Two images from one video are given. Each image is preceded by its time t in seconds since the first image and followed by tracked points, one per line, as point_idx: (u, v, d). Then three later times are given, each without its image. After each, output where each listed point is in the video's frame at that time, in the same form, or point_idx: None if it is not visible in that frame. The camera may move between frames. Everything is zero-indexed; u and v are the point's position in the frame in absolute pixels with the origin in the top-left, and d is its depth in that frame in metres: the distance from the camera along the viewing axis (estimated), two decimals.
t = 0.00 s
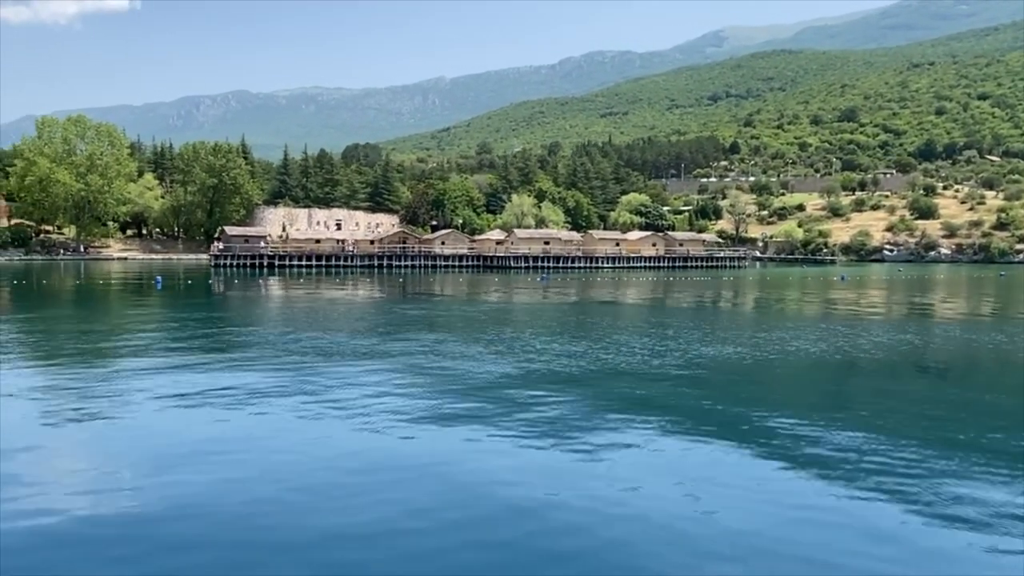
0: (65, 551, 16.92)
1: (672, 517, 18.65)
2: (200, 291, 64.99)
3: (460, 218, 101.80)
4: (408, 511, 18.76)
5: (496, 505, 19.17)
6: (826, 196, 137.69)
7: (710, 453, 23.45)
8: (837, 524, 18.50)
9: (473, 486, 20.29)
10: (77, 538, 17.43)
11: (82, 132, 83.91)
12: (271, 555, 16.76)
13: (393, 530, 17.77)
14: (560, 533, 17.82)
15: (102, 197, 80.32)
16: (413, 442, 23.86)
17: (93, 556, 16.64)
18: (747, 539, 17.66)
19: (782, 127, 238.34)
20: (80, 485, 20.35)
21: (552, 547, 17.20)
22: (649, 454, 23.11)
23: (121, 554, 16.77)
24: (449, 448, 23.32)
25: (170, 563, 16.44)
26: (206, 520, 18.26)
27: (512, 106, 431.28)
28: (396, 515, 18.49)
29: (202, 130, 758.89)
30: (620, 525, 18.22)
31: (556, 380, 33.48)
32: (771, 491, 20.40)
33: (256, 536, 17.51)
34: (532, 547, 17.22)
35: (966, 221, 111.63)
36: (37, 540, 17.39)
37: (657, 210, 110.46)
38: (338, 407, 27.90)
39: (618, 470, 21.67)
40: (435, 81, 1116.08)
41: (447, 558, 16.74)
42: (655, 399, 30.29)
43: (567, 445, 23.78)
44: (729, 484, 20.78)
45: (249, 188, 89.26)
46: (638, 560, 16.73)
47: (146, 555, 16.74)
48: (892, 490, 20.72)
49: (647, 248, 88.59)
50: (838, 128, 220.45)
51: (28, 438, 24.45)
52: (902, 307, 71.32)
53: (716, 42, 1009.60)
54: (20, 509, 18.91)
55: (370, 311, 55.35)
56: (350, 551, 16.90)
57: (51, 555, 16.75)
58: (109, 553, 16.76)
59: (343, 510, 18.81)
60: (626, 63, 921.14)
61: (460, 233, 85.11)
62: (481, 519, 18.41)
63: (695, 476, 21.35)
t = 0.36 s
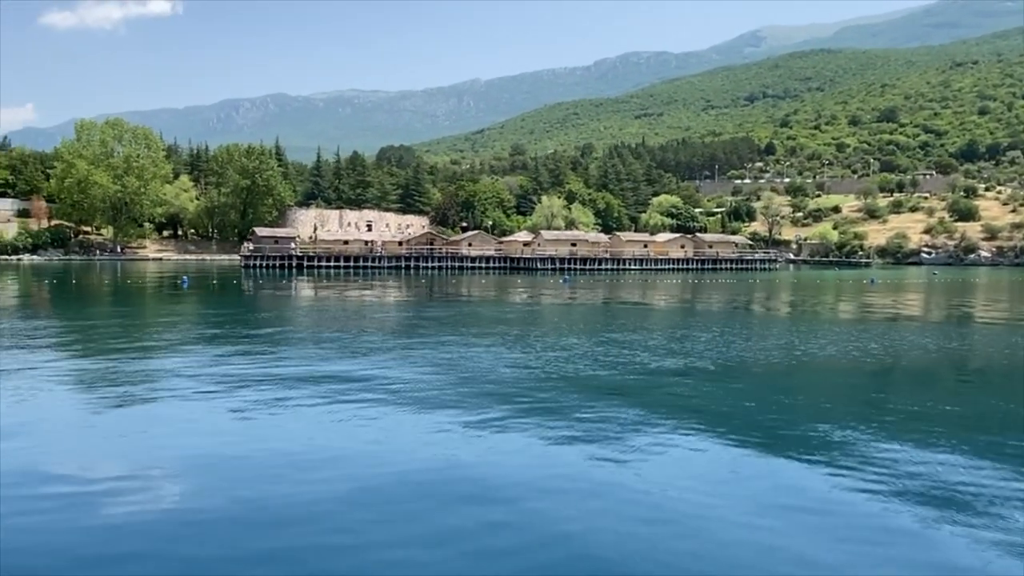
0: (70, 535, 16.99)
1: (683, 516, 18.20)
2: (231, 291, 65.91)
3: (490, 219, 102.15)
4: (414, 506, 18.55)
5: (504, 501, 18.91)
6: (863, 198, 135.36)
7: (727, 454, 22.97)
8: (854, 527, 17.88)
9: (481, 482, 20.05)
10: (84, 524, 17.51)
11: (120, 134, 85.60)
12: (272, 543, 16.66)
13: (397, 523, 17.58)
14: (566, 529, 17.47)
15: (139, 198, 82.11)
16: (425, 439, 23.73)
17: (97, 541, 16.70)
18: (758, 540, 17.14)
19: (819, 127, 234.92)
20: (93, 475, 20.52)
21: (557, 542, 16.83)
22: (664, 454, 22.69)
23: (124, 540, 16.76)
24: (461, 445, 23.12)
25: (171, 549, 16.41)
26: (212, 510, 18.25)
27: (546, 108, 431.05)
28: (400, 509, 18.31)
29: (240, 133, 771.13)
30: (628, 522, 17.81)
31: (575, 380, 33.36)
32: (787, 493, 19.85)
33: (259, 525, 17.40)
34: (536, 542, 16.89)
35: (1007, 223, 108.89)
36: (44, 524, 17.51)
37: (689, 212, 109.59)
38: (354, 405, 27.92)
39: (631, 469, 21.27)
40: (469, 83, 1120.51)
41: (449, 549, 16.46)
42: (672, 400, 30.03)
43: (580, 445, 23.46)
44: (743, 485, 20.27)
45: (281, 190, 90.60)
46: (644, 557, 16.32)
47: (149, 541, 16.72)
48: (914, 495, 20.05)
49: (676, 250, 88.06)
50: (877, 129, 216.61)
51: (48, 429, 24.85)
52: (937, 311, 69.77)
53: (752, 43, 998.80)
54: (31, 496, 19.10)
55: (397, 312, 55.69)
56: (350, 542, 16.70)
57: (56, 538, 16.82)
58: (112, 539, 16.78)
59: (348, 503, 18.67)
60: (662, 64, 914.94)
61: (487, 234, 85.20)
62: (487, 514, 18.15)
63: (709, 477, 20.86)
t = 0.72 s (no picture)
0: (85, 520, 17.22)
1: (692, 514, 17.96)
2: (273, 289, 67.20)
3: (530, 220, 102.33)
4: (423, 502, 18.39)
5: (514, 500, 18.64)
6: (916, 199, 131.89)
7: (749, 459, 22.40)
8: (877, 536, 17.20)
9: (494, 480, 19.86)
10: (97, 509, 17.75)
11: (169, 135, 87.20)
12: (278, 532, 16.67)
13: (402, 518, 17.41)
14: (574, 528, 17.11)
15: (187, 198, 84.26)
16: (443, 438, 23.62)
17: (108, 525, 16.93)
18: (767, 538, 16.82)
19: (871, 127, 229.58)
20: (115, 464, 20.87)
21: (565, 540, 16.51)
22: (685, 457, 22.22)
23: (134, 525, 16.93)
24: (478, 445, 22.96)
25: (180, 533, 16.54)
26: (225, 500, 18.33)
27: (592, 108, 429.29)
28: (410, 505, 18.17)
29: (290, 134, 784.51)
30: (638, 524, 17.36)
31: (603, 381, 33.24)
32: (808, 500, 19.21)
33: (268, 516, 17.45)
34: (542, 539, 16.57)
35: None
36: (61, 511, 17.76)
37: (733, 212, 108.19)
38: (377, 402, 28.06)
39: (649, 471, 20.86)
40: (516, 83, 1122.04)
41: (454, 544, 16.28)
42: (698, 402, 29.75)
43: (600, 446, 23.13)
44: (764, 490, 19.69)
45: (325, 190, 92.08)
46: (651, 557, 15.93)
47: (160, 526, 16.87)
48: (939, 501, 19.35)
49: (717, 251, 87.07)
50: (932, 128, 210.73)
51: (79, 419, 25.44)
52: (989, 315, 67.61)
53: (804, 41, 980.63)
54: (51, 482, 19.47)
55: (434, 311, 56.14)
56: (356, 534, 16.65)
57: (69, 522, 17.09)
58: (122, 525, 16.95)
59: (356, 497, 18.60)
60: (710, 63, 903.81)
61: (525, 234, 85.35)
62: (493, 508, 17.99)
63: (729, 481, 20.31)
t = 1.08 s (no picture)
0: (100, 480, 17.72)
1: (699, 498, 17.65)
2: (324, 285, 68.58)
3: (581, 219, 102.11)
4: (443, 482, 18.16)
5: (536, 483, 18.30)
6: (984, 199, 127.12)
7: (786, 451, 21.63)
8: (892, 528, 16.55)
9: (517, 464, 19.54)
10: (115, 471, 18.31)
11: (228, 134, 89.40)
12: (281, 499, 16.87)
13: (421, 497, 17.23)
14: (595, 512, 16.65)
15: (244, 196, 86.58)
16: (472, 422, 23.44)
17: (132, 490, 17.16)
18: (773, 525, 16.42)
19: (939, 125, 222.11)
20: (147, 435, 21.24)
21: (584, 523, 16.10)
22: (718, 448, 21.57)
23: (156, 491, 17.11)
24: (498, 428, 22.89)
25: (198, 501, 16.64)
26: (247, 472, 18.43)
27: (649, 107, 425.55)
28: (415, 479, 18.20)
29: (349, 134, 797.72)
30: (661, 511, 16.83)
31: (637, 373, 32.88)
32: (844, 495, 18.41)
33: (288, 489, 17.47)
34: (559, 522, 16.18)
35: None
36: (81, 472, 18.31)
37: (789, 212, 105.91)
38: (404, 386, 28.29)
39: (678, 460, 20.27)
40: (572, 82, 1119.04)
41: (470, 523, 16.02)
42: (731, 394, 29.19)
43: (630, 433, 22.62)
44: (798, 484, 18.96)
45: (377, 188, 93.79)
46: (670, 543, 15.39)
47: (181, 493, 17.03)
48: (963, 496, 18.60)
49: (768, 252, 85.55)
50: (1004, 126, 202.73)
51: (121, 393, 26.14)
52: None
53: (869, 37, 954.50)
54: (83, 449, 19.87)
55: (479, 309, 56.44)
56: (372, 510, 16.49)
57: (94, 485, 17.37)
58: (135, 488, 17.36)
59: (377, 476, 18.49)
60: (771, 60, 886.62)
61: (572, 234, 85.29)
62: (498, 486, 17.96)
63: (761, 473, 19.62)
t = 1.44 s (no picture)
0: (137, 466, 18.54)
1: (718, 501, 17.59)
2: (376, 283, 69.53)
3: (633, 218, 101.56)
4: (454, 483, 18.06)
5: (549, 486, 18.06)
6: None
7: (816, 460, 20.89)
8: (914, 537, 16.28)
9: (533, 466, 19.31)
10: (152, 458, 19.14)
11: (287, 135, 91.38)
12: (305, 488, 17.44)
13: (435, 494, 17.39)
14: (604, 520, 16.31)
15: (301, 195, 88.56)
16: (495, 421, 23.29)
17: (148, 483, 17.52)
18: (789, 528, 16.31)
19: (1012, 123, 213.53)
20: (173, 428, 21.72)
21: (590, 530, 15.81)
22: (743, 454, 20.99)
23: (190, 478, 17.83)
24: (526, 424, 23.10)
25: (210, 497, 16.89)
26: (262, 469, 18.63)
27: (709, 105, 419.25)
28: (435, 474, 18.55)
29: (406, 134, 806.85)
30: (673, 521, 16.40)
31: (678, 373, 32.65)
32: (870, 508, 17.68)
33: (300, 486, 17.59)
34: (566, 528, 15.90)
35: None
36: (122, 457, 19.18)
37: (849, 213, 103.25)
38: (440, 382, 28.69)
39: (699, 467, 19.77)
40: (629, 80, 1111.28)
41: (475, 526, 15.85)
42: (772, 396, 28.80)
43: (654, 437, 22.15)
44: (822, 495, 18.27)
45: (430, 188, 94.80)
46: (677, 555, 14.96)
47: (195, 488, 17.29)
48: (995, 507, 18.09)
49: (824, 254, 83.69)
50: None
51: (159, 385, 26.85)
52: None
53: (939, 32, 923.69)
54: (120, 438, 20.65)
55: (526, 308, 56.71)
56: (379, 509, 16.49)
57: (114, 477, 17.80)
58: (170, 473, 18.10)
59: (396, 471, 18.72)
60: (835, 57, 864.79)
61: (622, 234, 84.93)
62: (516, 482, 18.22)
63: (785, 483, 18.99)
